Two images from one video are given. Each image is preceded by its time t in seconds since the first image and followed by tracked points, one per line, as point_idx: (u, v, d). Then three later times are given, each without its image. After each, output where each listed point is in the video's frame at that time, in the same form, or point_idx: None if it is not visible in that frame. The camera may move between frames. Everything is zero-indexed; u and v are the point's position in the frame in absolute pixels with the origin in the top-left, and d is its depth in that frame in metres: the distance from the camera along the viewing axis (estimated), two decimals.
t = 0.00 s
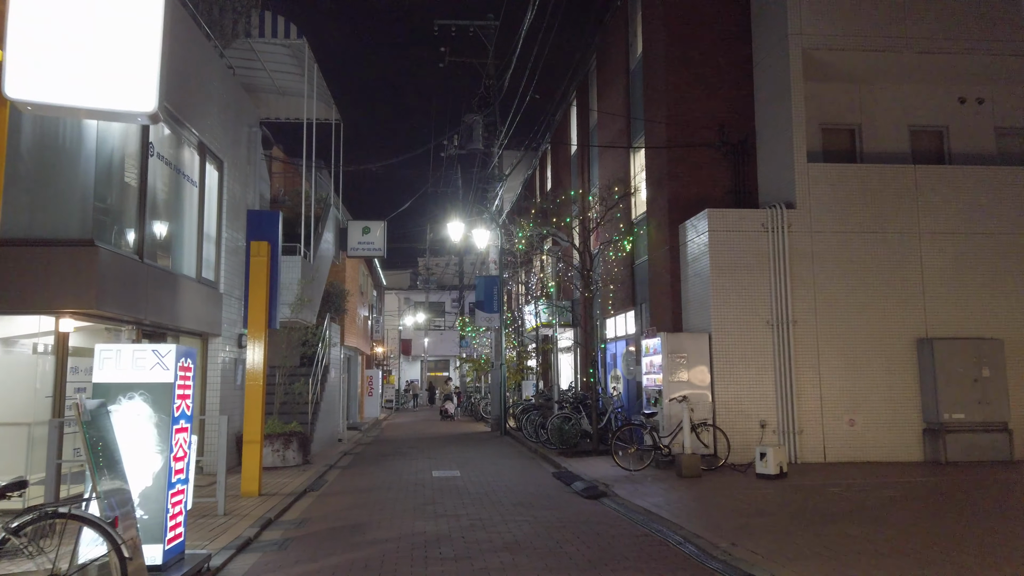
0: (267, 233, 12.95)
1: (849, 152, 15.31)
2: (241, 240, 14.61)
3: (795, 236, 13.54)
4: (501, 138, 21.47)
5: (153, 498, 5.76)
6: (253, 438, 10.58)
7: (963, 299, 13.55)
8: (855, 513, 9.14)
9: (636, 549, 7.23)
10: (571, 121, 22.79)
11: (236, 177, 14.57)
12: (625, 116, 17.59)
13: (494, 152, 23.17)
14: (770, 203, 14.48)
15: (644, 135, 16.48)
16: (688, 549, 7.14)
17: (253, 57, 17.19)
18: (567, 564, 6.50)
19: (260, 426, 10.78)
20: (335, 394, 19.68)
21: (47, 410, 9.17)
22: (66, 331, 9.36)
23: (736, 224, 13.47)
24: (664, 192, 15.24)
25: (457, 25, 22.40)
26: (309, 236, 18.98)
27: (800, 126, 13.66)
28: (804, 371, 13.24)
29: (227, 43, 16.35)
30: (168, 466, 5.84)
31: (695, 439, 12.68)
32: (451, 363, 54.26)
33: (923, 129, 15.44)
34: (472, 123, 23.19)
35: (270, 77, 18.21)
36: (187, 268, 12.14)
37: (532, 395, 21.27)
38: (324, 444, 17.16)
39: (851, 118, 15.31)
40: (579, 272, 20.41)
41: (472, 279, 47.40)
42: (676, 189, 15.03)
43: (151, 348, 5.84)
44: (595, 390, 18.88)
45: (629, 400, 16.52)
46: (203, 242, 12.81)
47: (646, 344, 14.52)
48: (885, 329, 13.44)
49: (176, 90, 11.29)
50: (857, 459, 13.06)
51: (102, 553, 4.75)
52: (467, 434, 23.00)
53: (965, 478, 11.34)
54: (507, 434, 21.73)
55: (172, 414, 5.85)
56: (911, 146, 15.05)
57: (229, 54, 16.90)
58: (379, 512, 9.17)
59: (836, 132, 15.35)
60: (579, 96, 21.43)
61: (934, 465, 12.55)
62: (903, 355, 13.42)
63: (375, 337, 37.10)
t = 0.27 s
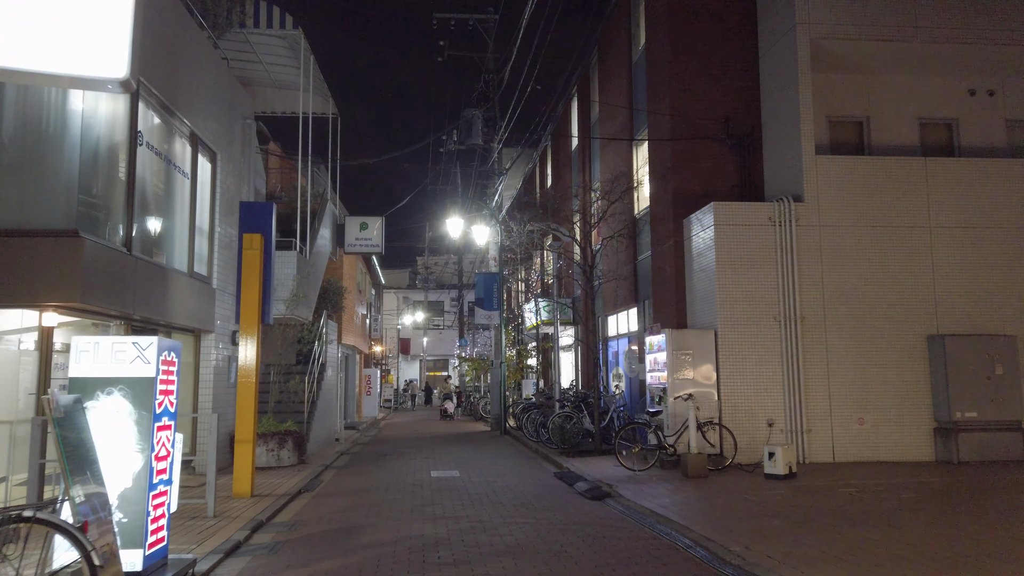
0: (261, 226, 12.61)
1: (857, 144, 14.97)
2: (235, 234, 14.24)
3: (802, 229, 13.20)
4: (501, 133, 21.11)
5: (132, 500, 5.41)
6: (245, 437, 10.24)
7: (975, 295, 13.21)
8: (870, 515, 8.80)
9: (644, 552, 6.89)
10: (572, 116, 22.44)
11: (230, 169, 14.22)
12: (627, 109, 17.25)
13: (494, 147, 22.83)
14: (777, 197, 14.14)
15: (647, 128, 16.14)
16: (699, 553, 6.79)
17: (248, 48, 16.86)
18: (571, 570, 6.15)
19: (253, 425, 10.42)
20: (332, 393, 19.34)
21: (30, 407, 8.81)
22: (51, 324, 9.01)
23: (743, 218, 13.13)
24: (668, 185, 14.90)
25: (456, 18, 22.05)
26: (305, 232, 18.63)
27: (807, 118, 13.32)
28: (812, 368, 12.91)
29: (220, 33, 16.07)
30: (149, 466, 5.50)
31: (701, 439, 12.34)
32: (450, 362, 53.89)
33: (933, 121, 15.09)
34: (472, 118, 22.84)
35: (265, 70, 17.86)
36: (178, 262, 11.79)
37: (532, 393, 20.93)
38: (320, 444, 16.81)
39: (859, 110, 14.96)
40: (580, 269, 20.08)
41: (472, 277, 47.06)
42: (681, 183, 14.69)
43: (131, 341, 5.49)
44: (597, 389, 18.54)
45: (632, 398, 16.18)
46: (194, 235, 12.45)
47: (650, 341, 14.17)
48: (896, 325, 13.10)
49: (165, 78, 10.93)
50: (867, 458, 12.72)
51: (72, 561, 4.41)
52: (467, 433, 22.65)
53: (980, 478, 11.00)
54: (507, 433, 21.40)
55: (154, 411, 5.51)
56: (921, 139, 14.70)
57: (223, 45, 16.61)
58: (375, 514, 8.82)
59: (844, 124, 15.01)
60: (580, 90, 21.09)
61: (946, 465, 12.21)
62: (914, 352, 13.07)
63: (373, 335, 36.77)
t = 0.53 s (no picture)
0: (255, 225, 12.26)
1: (864, 141, 14.65)
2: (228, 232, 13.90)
3: (810, 228, 12.87)
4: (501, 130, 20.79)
5: (109, 513, 5.08)
6: (238, 443, 9.91)
7: (986, 295, 12.89)
8: (884, 525, 8.47)
9: (653, 566, 6.56)
10: (573, 113, 22.12)
11: (224, 167, 13.91)
12: (630, 106, 16.92)
13: (494, 145, 22.49)
14: (783, 195, 13.82)
15: (650, 124, 15.82)
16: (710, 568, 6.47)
17: (243, 44, 16.53)
18: None
19: (245, 430, 10.08)
20: (330, 395, 19.03)
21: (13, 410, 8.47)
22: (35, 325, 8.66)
23: (749, 216, 12.81)
24: (672, 183, 14.58)
25: (456, 14, 21.71)
26: (301, 231, 18.30)
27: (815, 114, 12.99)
28: (820, 370, 12.59)
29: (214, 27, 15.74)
30: (128, 477, 5.17)
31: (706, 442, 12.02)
32: (449, 362, 53.59)
33: (941, 118, 14.77)
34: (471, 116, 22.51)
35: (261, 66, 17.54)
36: (168, 262, 11.44)
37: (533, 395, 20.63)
38: (317, 446, 16.49)
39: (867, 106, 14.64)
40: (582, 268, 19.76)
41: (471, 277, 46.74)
42: (685, 180, 14.36)
43: (109, 344, 5.15)
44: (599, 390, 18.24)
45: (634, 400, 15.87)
46: (186, 234, 12.11)
47: (653, 342, 13.85)
48: (905, 326, 12.78)
49: (155, 71, 10.59)
50: (877, 463, 12.39)
51: None
52: (466, 435, 22.35)
53: (994, 484, 10.68)
54: (507, 435, 21.11)
55: (134, 419, 5.16)
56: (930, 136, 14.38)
57: (217, 39, 16.29)
58: (371, 523, 8.50)
59: (851, 120, 14.70)
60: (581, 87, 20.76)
61: (958, 470, 11.90)
62: (925, 354, 12.75)
63: (372, 335, 36.46)
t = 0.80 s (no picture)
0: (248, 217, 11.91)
1: (873, 133, 14.32)
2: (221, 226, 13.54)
3: (820, 221, 12.54)
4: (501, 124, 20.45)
5: (86, 516, 4.69)
6: (230, 442, 9.55)
7: (1000, 289, 12.56)
8: (903, 527, 8.12)
9: (667, 571, 6.20)
10: (574, 108, 21.79)
11: (217, 159, 13.55)
12: (633, 98, 16.58)
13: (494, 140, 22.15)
14: (791, 187, 13.47)
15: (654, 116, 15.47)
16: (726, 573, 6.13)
17: (237, 34, 16.17)
18: None
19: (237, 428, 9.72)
20: (326, 394, 18.66)
21: None
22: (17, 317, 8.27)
23: (757, 208, 12.47)
24: (677, 176, 14.24)
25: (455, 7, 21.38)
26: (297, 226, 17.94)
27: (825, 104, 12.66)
28: (830, 367, 12.25)
29: (207, 16, 15.40)
30: (106, 477, 4.80)
31: (714, 442, 11.67)
32: (448, 362, 53.24)
33: (952, 109, 14.44)
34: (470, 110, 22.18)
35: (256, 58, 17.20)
36: (158, 255, 11.09)
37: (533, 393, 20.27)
38: (313, 446, 16.13)
39: (876, 97, 14.31)
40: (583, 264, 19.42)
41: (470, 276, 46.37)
42: (691, 173, 14.02)
43: (85, 334, 4.80)
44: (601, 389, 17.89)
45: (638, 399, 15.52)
46: (177, 226, 11.75)
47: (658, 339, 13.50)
48: (917, 322, 12.44)
49: (144, 57, 10.24)
50: (888, 462, 12.05)
51: None
52: (466, 434, 22.01)
53: (1011, 484, 10.35)
54: (507, 434, 20.76)
55: (111, 414, 4.80)
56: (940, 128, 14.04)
57: (211, 28, 15.93)
58: (368, 525, 8.16)
59: (860, 112, 14.37)
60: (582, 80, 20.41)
61: (972, 470, 11.57)
62: (937, 350, 12.41)
63: (370, 334, 36.07)
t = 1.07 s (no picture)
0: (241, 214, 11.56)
1: (882, 128, 14.00)
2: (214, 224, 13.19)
3: (829, 218, 12.21)
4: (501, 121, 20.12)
5: (59, 529, 4.33)
6: (222, 446, 9.21)
7: (1014, 288, 12.24)
8: (923, 535, 7.80)
9: None
10: (575, 105, 21.48)
11: (210, 155, 13.21)
12: (636, 93, 16.26)
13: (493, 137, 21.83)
14: (800, 183, 13.15)
15: (658, 111, 15.14)
16: None
17: (232, 27, 15.88)
18: None
19: (229, 432, 9.37)
20: (324, 395, 18.32)
21: None
22: None
23: (765, 205, 12.15)
24: (682, 172, 13.92)
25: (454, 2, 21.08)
26: (294, 224, 17.61)
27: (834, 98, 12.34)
28: (841, 368, 11.92)
29: (201, 8, 15.09)
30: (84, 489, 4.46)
31: (723, 445, 11.34)
32: (447, 362, 52.91)
33: (963, 104, 14.13)
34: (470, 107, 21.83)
35: (251, 52, 16.89)
36: (149, 253, 10.74)
37: (534, 395, 19.94)
38: (309, 448, 15.78)
39: (885, 91, 14.00)
40: (585, 262, 19.09)
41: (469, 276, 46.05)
42: (696, 170, 13.68)
43: (58, 333, 4.43)
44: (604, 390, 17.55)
45: (642, 401, 15.20)
46: (169, 223, 11.40)
47: (662, 339, 13.15)
48: (929, 321, 12.11)
49: (134, 48, 9.91)
50: (900, 465, 11.72)
51: None
52: (466, 436, 21.68)
53: None
54: (507, 436, 20.42)
55: (87, 420, 4.46)
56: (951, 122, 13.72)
57: (205, 22, 15.61)
58: (365, 533, 7.83)
59: (869, 106, 14.06)
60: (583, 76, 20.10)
61: (988, 473, 11.25)
62: (951, 351, 12.07)
63: (369, 335, 35.73)
